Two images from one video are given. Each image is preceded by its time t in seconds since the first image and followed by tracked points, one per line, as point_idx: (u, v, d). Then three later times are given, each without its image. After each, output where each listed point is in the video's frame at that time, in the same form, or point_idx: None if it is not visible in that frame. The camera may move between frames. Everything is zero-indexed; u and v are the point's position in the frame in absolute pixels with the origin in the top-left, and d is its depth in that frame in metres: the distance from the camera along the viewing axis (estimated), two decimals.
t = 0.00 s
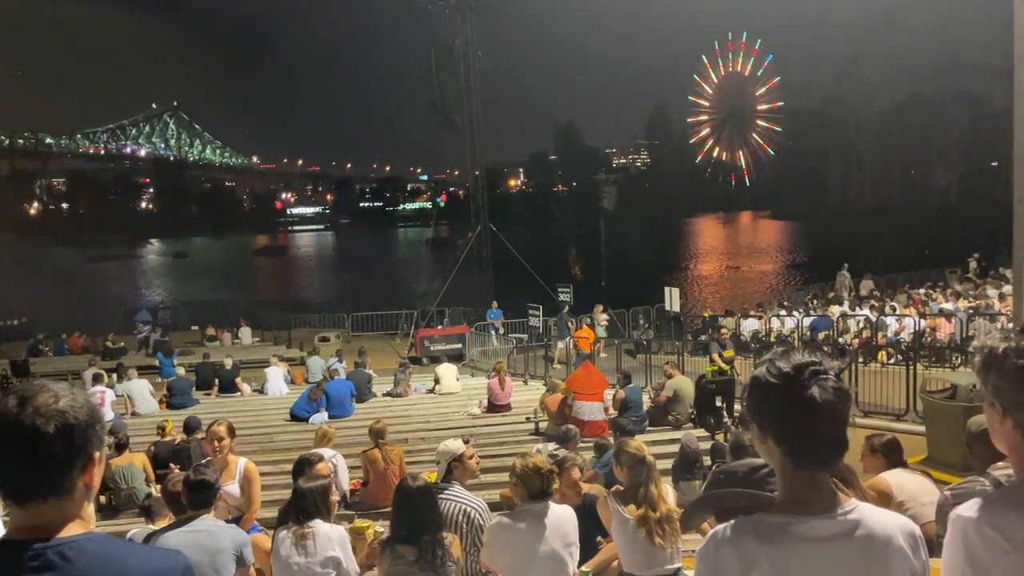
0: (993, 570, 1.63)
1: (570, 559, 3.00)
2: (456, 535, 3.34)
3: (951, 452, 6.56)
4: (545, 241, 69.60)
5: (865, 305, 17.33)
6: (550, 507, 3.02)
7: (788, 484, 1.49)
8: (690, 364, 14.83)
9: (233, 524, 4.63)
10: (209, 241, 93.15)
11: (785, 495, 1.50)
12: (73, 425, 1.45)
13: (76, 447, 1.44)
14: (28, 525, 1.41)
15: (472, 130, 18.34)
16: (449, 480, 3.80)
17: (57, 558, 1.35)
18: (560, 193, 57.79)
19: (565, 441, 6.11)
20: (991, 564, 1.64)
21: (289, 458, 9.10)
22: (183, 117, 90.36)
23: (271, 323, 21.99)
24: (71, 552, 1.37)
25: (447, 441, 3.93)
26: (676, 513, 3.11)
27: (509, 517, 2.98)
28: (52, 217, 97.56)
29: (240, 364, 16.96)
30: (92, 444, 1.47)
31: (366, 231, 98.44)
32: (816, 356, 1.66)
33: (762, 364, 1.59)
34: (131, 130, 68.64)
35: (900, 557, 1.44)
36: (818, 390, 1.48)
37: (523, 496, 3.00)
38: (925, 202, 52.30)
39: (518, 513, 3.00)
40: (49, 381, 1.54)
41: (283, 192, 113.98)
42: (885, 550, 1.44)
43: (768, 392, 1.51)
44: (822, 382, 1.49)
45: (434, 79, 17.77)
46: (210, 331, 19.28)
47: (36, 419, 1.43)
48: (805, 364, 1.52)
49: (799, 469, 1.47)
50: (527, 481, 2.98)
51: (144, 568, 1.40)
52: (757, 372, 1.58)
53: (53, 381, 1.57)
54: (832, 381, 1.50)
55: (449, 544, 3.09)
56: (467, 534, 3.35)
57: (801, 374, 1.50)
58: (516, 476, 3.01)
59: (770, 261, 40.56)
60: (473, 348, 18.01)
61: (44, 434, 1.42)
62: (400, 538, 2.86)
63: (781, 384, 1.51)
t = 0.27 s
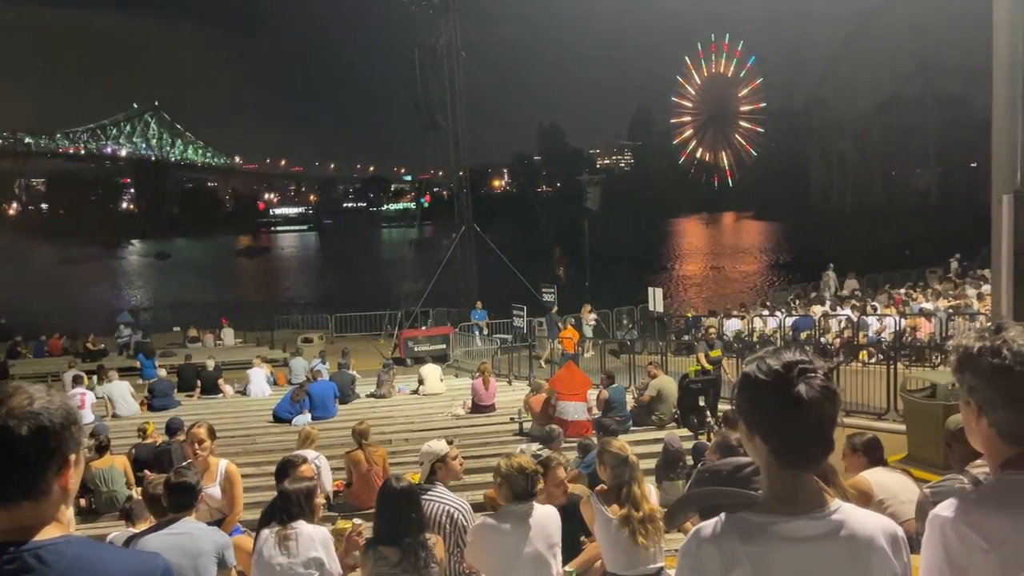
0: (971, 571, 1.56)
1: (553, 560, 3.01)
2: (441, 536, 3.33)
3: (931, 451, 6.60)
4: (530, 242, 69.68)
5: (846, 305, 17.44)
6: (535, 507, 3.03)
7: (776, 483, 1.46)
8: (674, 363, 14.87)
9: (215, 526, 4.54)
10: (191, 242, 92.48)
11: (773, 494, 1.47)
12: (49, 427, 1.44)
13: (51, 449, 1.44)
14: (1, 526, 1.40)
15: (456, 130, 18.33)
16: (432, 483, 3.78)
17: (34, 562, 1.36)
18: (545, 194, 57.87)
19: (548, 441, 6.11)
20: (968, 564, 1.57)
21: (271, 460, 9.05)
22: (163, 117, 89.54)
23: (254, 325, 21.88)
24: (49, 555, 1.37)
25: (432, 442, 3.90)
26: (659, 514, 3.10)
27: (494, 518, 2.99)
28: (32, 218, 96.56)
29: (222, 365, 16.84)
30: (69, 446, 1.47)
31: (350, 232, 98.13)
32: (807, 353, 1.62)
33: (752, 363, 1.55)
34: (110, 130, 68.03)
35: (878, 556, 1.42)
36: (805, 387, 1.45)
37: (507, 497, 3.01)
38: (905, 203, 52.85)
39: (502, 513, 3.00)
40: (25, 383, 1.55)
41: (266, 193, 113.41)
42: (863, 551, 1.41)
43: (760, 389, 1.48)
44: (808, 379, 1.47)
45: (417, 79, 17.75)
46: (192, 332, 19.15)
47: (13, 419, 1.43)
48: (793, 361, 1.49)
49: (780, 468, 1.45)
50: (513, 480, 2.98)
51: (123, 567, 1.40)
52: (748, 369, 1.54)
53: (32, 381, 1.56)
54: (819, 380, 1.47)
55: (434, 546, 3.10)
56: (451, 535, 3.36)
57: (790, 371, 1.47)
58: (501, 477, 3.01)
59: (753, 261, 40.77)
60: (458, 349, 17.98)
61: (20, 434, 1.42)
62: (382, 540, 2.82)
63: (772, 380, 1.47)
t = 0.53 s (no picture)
0: (949, 571, 1.54)
1: (535, 559, 3.02)
2: (423, 537, 3.32)
3: (911, 449, 6.66)
4: (515, 242, 69.70)
5: (828, 305, 17.53)
6: (518, 506, 3.04)
7: (759, 481, 1.46)
8: (657, 363, 14.91)
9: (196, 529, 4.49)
10: (173, 242, 91.74)
11: (755, 492, 1.47)
12: (29, 430, 1.45)
13: (33, 453, 1.45)
14: None
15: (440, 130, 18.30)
16: (417, 484, 3.77)
17: (13, 564, 1.38)
18: (529, 194, 57.85)
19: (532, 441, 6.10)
20: (949, 564, 1.54)
21: (254, 462, 8.99)
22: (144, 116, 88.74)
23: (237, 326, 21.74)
24: (27, 558, 1.39)
25: (417, 444, 3.89)
26: (642, 513, 3.11)
27: (477, 519, 2.98)
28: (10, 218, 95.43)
29: (204, 367, 16.72)
30: (46, 450, 1.48)
31: (333, 233, 97.67)
32: (793, 354, 1.62)
33: (740, 364, 1.56)
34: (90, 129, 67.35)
35: (860, 555, 1.42)
36: (789, 387, 1.45)
37: (490, 496, 3.01)
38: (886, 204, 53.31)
39: (484, 513, 3.01)
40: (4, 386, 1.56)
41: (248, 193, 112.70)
42: (844, 548, 1.41)
43: (749, 390, 1.48)
44: (794, 380, 1.47)
45: (401, 79, 17.70)
46: (173, 334, 19.01)
47: None
48: (779, 361, 1.50)
49: (765, 468, 1.45)
50: (496, 481, 2.98)
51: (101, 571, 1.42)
52: (736, 368, 1.54)
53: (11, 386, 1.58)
54: (806, 379, 1.47)
55: (418, 545, 3.09)
56: (434, 535, 3.35)
57: (775, 372, 1.47)
58: (483, 477, 3.01)
59: (736, 262, 40.93)
60: (442, 349, 17.95)
61: None
62: (364, 540, 2.82)
63: (758, 381, 1.48)
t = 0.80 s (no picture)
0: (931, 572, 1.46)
1: (516, 555, 3.02)
2: (406, 537, 3.31)
3: (892, 447, 6.69)
4: (499, 243, 69.73)
5: (810, 304, 17.61)
6: (497, 505, 3.04)
7: (738, 480, 1.41)
8: (640, 363, 14.93)
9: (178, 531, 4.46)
10: (156, 242, 91.09)
11: (735, 493, 1.42)
12: None
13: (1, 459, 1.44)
14: None
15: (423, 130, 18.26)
16: (401, 484, 3.76)
17: None
18: (514, 194, 57.91)
19: (514, 441, 6.09)
20: (925, 564, 1.46)
21: (236, 464, 8.94)
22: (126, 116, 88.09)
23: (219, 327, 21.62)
24: None
25: (402, 444, 3.88)
26: (625, 512, 3.11)
27: (459, 518, 2.98)
28: None
29: (186, 368, 16.61)
30: (16, 452, 1.46)
31: (317, 233, 97.30)
32: (779, 352, 1.57)
33: (724, 362, 1.51)
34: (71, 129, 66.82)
35: (840, 558, 1.37)
36: (771, 386, 1.41)
37: (468, 497, 3.01)
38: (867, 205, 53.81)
39: (464, 513, 3.00)
40: None
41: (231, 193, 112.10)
42: (825, 551, 1.36)
43: (729, 388, 1.44)
44: (778, 380, 1.42)
45: (384, 79, 17.66)
46: (155, 335, 18.89)
47: None
48: (763, 361, 1.45)
49: (747, 467, 1.40)
50: (473, 481, 2.98)
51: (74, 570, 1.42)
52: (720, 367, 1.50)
53: None
54: (789, 381, 1.43)
55: (400, 545, 3.08)
56: (417, 536, 3.34)
57: (758, 371, 1.43)
58: (463, 477, 3.00)
59: (719, 262, 41.11)
60: (425, 350, 17.90)
61: None
62: (346, 541, 2.80)
63: (742, 380, 1.43)
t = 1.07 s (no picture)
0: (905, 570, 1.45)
1: (495, 553, 3.02)
2: (389, 538, 3.31)
3: (872, 446, 6.75)
4: (483, 243, 69.65)
5: (791, 304, 17.71)
6: (474, 505, 3.04)
7: (720, 478, 1.42)
8: (624, 364, 14.95)
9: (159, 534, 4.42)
10: (137, 243, 90.26)
11: (715, 491, 1.43)
12: None
13: None
14: None
15: (405, 131, 18.21)
16: (384, 485, 3.76)
17: None
18: (497, 195, 57.86)
19: (498, 441, 6.09)
20: (901, 561, 1.44)
21: (217, 466, 8.89)
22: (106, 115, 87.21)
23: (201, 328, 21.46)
24: None
25: (387, 445, 3.88)
26: (607, 512, 3.13)
27: (438, 516, 2.98)
28: None
29: (167, 370, 16.48)
30: None
31: (299, 234, 96.78)
32: (760, 353, 1.59)
33: (705, 363, 1.52)
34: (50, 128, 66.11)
35: (819, 556, 1.37)
36: (752, 386, 1.42)
37: (444, 498, 3.01)
38: (848, 205, 54.23)
39: (443, 513, 2.99)
40: None
41: (212, 193, 111.29)
42: (804, 548, 1.37)
43: (712, 388, 1.45)
44: (759, 380, 1.44)
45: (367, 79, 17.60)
46: (136, 336, 18.73)
47: None
48: (745, 361, 1.46)
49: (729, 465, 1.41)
50: (450, 480, 2.98)
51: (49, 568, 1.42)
52: (705, 366, 1.51)
53: None
54: (770, 381, 1.44)
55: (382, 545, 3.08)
56: (399, 537, 3.34)
57: (740, 370, 1.44)
58: (440, 479, 2.99)
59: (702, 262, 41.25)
60: (409, 351, 17.85)
61: None
62: (328, 542, 2.80)
63: (724, 378, 1.44)
